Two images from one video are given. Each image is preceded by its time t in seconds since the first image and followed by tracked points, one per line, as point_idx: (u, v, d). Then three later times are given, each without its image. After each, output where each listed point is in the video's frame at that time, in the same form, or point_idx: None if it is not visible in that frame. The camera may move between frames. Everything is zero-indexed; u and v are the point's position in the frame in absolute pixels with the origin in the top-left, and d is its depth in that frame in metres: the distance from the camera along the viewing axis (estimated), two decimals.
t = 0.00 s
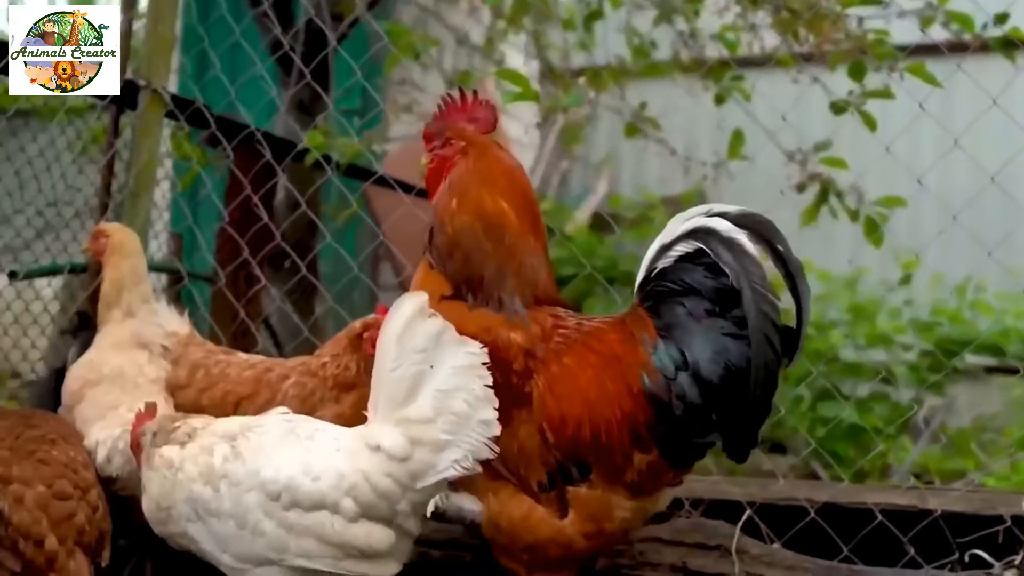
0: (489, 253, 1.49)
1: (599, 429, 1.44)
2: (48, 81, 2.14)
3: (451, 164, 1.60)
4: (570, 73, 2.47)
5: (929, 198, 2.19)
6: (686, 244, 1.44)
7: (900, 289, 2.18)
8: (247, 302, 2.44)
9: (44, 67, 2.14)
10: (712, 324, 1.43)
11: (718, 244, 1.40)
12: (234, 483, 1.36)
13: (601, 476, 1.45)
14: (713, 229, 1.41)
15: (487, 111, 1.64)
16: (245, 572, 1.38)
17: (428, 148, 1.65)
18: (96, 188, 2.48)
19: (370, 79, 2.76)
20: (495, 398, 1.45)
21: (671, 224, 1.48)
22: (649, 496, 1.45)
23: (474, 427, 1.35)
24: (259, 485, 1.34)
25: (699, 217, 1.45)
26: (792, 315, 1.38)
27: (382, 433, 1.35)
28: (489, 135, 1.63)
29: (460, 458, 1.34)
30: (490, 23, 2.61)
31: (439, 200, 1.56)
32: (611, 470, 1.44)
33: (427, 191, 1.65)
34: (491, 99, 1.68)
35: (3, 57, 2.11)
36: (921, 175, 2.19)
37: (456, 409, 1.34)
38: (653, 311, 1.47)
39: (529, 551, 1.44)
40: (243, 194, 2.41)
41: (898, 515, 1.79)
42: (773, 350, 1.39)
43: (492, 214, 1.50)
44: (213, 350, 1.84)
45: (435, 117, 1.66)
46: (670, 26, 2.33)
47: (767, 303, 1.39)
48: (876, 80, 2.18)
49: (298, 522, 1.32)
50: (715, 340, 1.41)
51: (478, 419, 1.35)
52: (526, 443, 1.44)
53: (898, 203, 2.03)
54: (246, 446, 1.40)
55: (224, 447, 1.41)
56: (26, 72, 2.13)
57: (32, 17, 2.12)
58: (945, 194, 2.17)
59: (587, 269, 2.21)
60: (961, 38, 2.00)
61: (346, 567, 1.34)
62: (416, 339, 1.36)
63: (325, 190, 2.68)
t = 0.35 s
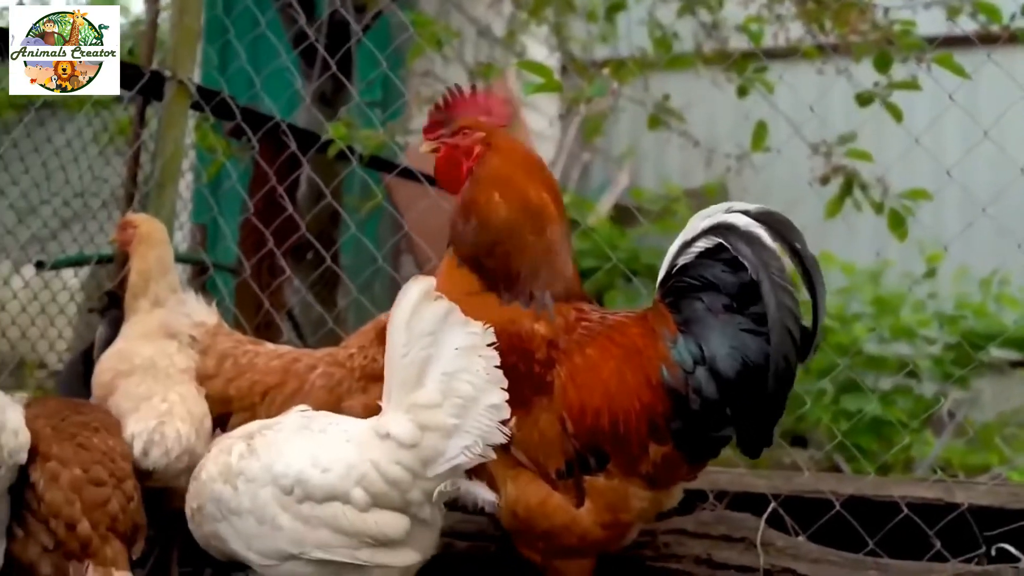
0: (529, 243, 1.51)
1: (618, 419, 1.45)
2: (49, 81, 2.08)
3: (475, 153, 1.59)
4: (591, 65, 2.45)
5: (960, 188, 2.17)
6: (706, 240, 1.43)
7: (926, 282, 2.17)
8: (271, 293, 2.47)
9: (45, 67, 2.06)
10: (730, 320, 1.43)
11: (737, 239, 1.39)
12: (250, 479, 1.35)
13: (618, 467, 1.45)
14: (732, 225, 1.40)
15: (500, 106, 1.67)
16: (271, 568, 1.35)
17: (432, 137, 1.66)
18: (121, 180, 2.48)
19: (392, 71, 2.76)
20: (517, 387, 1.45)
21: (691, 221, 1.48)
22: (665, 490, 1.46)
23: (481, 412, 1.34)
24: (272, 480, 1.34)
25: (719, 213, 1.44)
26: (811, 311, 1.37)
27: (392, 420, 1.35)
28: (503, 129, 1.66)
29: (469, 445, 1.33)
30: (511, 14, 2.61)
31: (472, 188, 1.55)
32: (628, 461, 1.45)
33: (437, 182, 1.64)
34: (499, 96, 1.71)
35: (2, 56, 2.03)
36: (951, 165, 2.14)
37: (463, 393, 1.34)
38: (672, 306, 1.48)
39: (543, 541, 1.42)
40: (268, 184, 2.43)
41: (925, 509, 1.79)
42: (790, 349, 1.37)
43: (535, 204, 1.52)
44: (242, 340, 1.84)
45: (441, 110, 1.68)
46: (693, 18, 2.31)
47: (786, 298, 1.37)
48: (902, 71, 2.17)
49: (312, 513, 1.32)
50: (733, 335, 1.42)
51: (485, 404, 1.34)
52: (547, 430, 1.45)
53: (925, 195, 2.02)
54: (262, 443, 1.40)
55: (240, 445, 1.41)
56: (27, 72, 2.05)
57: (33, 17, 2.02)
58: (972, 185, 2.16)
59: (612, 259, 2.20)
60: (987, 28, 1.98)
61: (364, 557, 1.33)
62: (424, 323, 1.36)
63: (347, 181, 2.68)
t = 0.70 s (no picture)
0: (542, 248, 1.49)
1: (639, 399, 1.46)
2: (47, 80, 2.07)
3: (476, 153, 1.53)
4: (608, 59, 2.45)
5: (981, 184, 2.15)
6: (726, 229, 1.48)
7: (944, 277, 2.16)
8: (290, 288, 2.48)
9: (44, 67, 2.06)
10: (750, 303, 1.47)
11: (760, 226, 1.45)
12: (263, 476, 1.34)
13: (635, 446, 1.46)
14: (753, 213, 1.46)
15: (503, 103, 1.61)
16: (292, 565, 1.35)
17: (431, 132, 1.59)
18: (142, 175, 2.50)
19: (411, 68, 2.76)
20: (538, 366, 1.46)
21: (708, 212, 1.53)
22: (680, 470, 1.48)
23: (476, 396, 1.34)
24: (285, 476, 1.33)
25: (736, 204, 1.50)
26: (835, 291, 1.44)
27: (395, 410, 1.36)
28: (503, 128, 1.60)
29: (467, 429, 1.33)
30: (528, 9, 2.60)
31: (476, 188, 1.50)
32: (647, 441, 1.46)
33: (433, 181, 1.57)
34: (502, 91, 1.64)
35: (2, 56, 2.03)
36: (973, 162, 2.15)
37: (456, 376, 1.34)
38: (689, 292, 1.52)
39: (560, 518, 1.42)
40: (288, 181, 2.46)
41: (948, 505, 1.78)
42: (814, 327, 1.44)
43: (539, 207, 1.49)
44: (264, 335, 1.82)
45: (443, 106, 1.62)
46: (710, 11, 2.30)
47: (811, 278, 1.43)
48: (922, 66, 2.16)
49: (323, 505, 1.32)
50: (754, 316, 1.46)
51: (479, 387, 1.34)
52: (566, 409, 1.45)
53: (945, 189, 2.00)
54: (276, 442, 1.40)
55: (257, 444, 1.41)
56: (26, 71, 2.06)
57: (33, 16, 2.01)
58: (993, 179, 2.13)
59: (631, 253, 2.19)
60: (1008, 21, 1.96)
61: (375, 546, 1.33)
62: (418, 309, 1.35)
63: (367, 176, 2.69)
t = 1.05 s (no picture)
0: (564, 242, 1.49)
1: (662, 389, 1.46)
2: (47, 80, 2.08)
3: (493, 148, 1.51)
4: (626, 54, 2.44)
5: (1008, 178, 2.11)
6: (749, 226, 1.48)
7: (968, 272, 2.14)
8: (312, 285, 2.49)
9: (44, 67, 2.07)
10: (772, 298, 1.47)
11: (782, 224, 1.46)
12: (290, 472, 1.35)
13: (654, 436, 1.45)
14: (776, 211, 1.46)
15: (518, 98, 1.60)
16: (318, 559, 1.36)
17: (444, 126, 1.57)
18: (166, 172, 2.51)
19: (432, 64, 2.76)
20: (560, 352, 1.46)
21: (731, 208, 1.53)
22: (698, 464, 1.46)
23: (493, 386, 1.33)
24: (310, 470, 1.34)
25: (760, 202, 1.50)
26: (858, 291, 1.44)
27: (415, 403, 1.35)
28: (517, 124, 1.59)
29: (486, 419, 1.32)
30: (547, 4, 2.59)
31: (495, 183, 1.50)
32: (668, 432, 1.45)
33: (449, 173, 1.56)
34: (517, 86, 1.63)
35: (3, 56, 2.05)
36: (998, 155, 2.13)
37: (475, 367, 1.33)
38: (711, 287, 1.52)
39: (580, 501, 1.43)
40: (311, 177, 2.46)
41: (973, 499, 1.77)
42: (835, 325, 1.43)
43: (558, 203, 1.50)
44: (288, 330, 1.83)
45: (457, 99, 1.61)
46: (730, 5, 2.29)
47: (834, 279, 1.43)
48: (946, 59, 2.15)
49: (347, 499, 1.33)
50: (777, 311, 1.46)
51: (497, 377, 1.33)
52: (587, 394, 1.45)
53: (968, 181, 1.98)
54: (303, 437, 1.40)
55: (285, 440, 1.41)
56: (26, 71, 2.07)
57: (31, 17, 2.01)
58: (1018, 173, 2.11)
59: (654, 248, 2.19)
60: None
61: (397, 540, 1.33)
62: (437, 302, 1.33)
63: (387, 175, 2.69)
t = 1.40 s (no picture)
0: (569, 235, 1.49)
1: (670, 391, 1.46)
2: (48, 80, 2.12)
3: (512, 139, 1.51)
4: (644, 47, 2.44)
5: None
6: (752, 225, 1.53)
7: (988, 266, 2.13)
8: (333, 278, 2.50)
9: (44, 67, 2.10)
10: (778, 298, 1.51)
11: (788, 224, 1.51)
12: (315, 464, 1.36)
13: (661, 440, 1.46)
14: (780, 210, 1.52)
15: (539, 91, 1.60)
16: (345, 552, 1.36)
17: (466, 118, 1.57)
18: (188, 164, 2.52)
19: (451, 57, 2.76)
20: (564, 356, 1.45)
21: (733, 208, 1.58)
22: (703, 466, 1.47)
23: (528, 388, 1.30)
24: (337, 464, 1.35)
25: (762, 202, 1.55)
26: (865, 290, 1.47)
27: (446, 401, 1.34)
28: (538, 117, 1.59)
29: (519, 421, 1.30)
30: None
31: (509, 173, 1.50)
32: (675, 434, 1.46)
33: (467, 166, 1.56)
34: (539, 80, 1.63)
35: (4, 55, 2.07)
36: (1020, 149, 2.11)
37: (509, 370, 1.30)
38: (716, 288, 1.56)
39: (583, 510, 1.41)
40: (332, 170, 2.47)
41: (993, 493, 1.76)
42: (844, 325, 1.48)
43: (572, 197, 1.50)
44: (310, 319, 1.83)
45: (478, 91, 1.61)
46: None
47: (842, 280, 1.47)
48: (968, 52, 2.13)
49: (376, 494, 1.33)
50: (785, 312, 1.49)
51: (532, 379, 1.30)
52: (592, 399, 1.44)
53: (988, 177, 1.97)
54: (329, 430, 1.40)
55: (310, 430, 1.41)
56: (27, 71, 2.10)
57: (32, 17, 2.03)
58: None
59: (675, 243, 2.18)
60: None
61: (428, 536, 1.33)
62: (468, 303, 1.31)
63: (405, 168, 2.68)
